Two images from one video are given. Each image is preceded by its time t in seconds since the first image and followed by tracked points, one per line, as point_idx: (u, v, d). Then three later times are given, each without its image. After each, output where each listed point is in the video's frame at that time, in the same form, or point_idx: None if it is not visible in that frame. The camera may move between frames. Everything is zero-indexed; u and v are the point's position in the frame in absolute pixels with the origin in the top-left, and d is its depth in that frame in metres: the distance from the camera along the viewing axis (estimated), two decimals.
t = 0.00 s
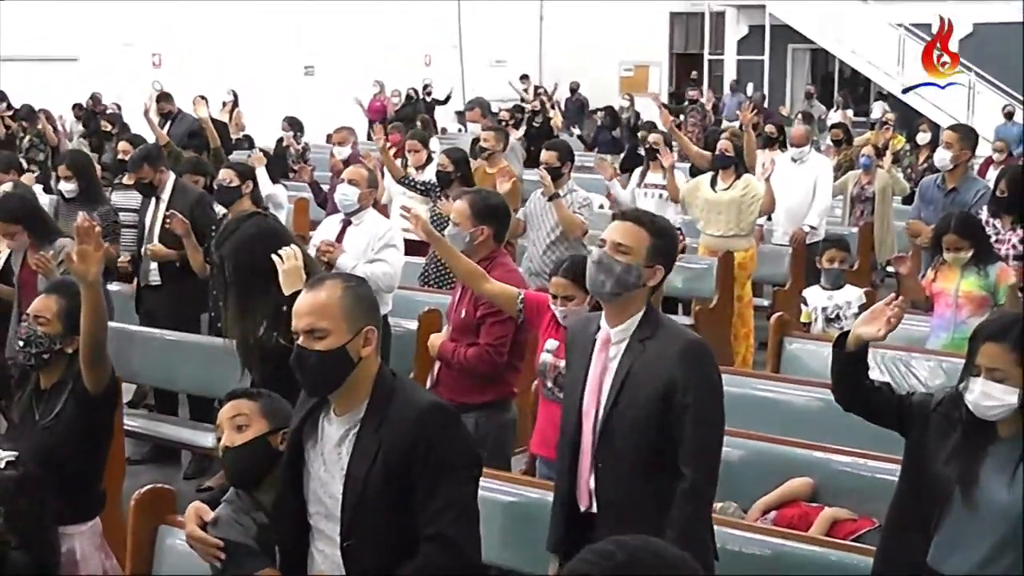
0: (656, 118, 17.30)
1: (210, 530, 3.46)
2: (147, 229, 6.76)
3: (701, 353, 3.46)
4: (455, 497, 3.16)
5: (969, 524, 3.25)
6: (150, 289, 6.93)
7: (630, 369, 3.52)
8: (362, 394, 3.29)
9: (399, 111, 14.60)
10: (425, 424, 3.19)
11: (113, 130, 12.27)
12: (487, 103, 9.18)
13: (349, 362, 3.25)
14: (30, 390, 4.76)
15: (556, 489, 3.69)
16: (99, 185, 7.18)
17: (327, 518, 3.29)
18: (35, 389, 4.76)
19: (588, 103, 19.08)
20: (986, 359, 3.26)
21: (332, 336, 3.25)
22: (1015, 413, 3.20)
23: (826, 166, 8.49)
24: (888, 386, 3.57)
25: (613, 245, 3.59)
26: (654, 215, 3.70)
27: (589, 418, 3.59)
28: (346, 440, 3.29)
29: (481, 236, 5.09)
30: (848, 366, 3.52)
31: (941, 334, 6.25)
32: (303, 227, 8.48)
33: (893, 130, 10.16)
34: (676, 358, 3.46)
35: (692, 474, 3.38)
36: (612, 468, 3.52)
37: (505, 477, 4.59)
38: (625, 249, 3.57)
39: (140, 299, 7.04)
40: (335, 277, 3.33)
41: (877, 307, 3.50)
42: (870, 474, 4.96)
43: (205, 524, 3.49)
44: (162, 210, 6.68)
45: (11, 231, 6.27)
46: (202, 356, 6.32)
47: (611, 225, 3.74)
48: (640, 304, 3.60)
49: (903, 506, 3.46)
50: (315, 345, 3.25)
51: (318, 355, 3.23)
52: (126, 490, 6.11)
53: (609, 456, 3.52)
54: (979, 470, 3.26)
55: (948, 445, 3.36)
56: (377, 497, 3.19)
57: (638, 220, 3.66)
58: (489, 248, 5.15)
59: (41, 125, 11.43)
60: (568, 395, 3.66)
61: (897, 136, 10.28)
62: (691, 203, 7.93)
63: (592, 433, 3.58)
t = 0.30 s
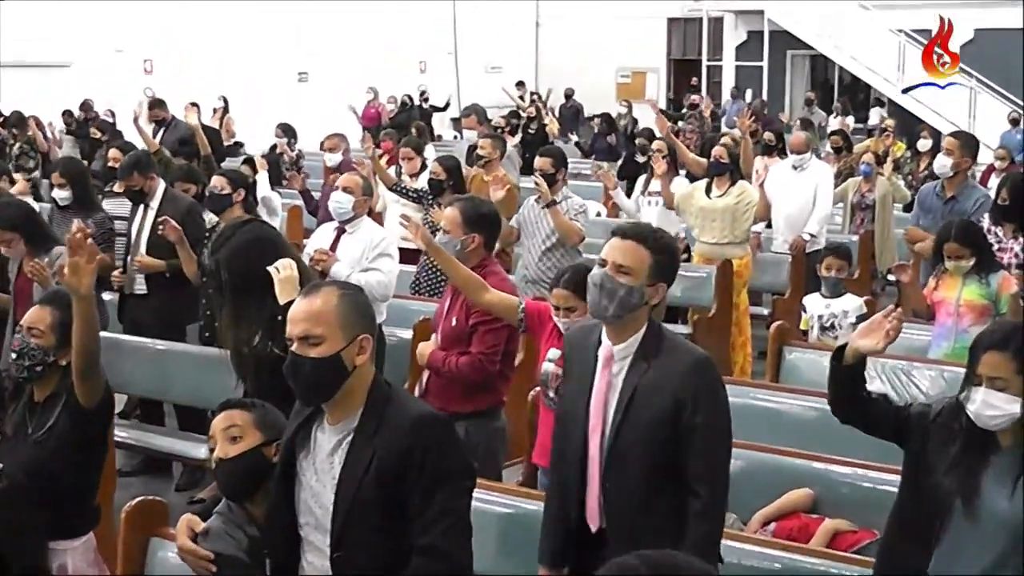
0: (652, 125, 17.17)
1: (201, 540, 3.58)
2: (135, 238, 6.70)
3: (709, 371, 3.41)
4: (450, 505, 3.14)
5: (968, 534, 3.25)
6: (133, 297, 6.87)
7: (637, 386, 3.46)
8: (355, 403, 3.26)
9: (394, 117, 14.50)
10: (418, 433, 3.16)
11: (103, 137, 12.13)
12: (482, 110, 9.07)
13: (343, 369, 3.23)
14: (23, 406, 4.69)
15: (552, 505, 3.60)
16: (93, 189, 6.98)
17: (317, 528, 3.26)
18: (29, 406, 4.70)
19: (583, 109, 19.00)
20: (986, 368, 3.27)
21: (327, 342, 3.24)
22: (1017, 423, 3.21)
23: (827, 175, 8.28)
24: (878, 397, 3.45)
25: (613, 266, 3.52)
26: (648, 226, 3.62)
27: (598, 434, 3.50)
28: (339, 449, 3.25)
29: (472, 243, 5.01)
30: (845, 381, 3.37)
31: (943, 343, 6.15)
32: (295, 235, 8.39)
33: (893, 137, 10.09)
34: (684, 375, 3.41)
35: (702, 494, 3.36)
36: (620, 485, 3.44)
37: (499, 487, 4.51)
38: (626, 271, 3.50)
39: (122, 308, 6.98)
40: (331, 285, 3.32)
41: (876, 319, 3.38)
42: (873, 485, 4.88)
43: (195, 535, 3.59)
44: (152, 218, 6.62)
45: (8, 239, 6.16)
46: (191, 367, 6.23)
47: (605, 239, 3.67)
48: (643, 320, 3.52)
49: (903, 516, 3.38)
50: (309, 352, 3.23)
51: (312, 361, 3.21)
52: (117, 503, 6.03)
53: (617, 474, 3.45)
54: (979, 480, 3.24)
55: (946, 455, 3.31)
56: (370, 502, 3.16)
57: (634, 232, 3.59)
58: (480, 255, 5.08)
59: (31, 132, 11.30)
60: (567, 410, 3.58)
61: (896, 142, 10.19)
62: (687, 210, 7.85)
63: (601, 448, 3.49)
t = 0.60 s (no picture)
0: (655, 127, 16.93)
1: (194, 554, 3.57)
2: (122, 243, 6.54)
3: (711, 374, 3.25)
4: (439, 522, 3.05)
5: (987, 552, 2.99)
6: (117, 302, 6.72)
7: (637, 389, 3.29)
8: (344, 416, 3.13)
9: (391, 118, 14.28)
10: (408, 454, 3.06)
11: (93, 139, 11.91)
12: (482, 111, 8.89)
13: (332, 379, 3.10)
14: (6, 413, 4.47)
15: (544, 506, 3.43)
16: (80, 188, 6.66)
17: (306, 543, 3.13)
18: (11, 411, 4.48)
19: (583, 110, 18.78)
20: (1003, 374, 3.03)
21: (314, 348, 3.11)
22: None
23: (839, 177, 8.21)
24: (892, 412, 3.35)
25: (614, 273, 3.35)
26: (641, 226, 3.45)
27: (595, 435, 3.34)
28: (327, 461, 3.12)
29: (463, 248, 4.82)
30: (852, 392, 3.30)
31: (956, 350, 5.89)
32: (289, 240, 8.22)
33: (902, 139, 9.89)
34: (686, 378, 3.25)
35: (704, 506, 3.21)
36: (621, 490, 3.28)
37: (497, 501, 4.36)
38: (627, 277, 3.33)
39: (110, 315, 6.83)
40: (322, 290, 3.19)
41: (881, 330, 3.30)
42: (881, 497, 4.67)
43: (189, 548, 3.58)
44: (139, 220, 6.45)
45: None
46: (177, 374, 6.04)
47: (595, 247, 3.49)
48: (643, 326, 3.34)
49: (915, 529, 3.16)
50: (298, 358, 3.10)
51: (300, 368, 3.08)
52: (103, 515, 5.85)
53: (617, 480, 3.28)
54: (996, 495, 2.99)
55: (960, 468, 3.09)
56: (355, 524, 3.05)
57: (629, 234, 3.41)
58: (471, 260, 4.89)
59: (19, 134, 11.08)
60: (563, 411, 3.41)
61: (906, 144, 9.98)
62: (686, 216, 7.64)
63: (597, 452, 3.33)
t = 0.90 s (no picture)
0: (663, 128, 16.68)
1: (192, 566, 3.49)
2: (116, 248, 6.32)
3: (704, 359, 3.07)
4: (428, 538, 2.91)
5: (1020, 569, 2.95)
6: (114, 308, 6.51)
7: (633, 384, 3.10)
8: (339, 426, 3.01)
9: (389, 120, 14.07)
10: (400, 465, 2.93)
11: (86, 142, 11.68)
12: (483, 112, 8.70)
13: (327, 387, 2.98)
14: None
15: (544, 511, 3.26)
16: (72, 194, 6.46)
17: (299, 556, 3.02)
18: None
19: (587, 111, 18.55)
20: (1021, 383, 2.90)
21: (310, 351, 2.99)
22: None
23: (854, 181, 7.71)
24: (907, 441, 3.25)
25: (591, 294, 3.16)
26: (617, 226, 3.23)
27: (590, 441, 3.13)
28: (322, 472, 3.00)
29: (459, 252, 4.65)
30: (863, 443, 3.15)
31: (972, 359, 5.70)
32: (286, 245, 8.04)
33: (916, 140, 9.68)
34: (678, 365, 3.06)
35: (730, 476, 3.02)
36: (625, 487, 3.09)
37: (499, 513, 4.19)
38: (602, 296, 3.14)
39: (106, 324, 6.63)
40: (324, 294, 3.09)
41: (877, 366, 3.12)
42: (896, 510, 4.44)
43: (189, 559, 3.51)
44: (132, 225, 6.24)
45: None
46: (166, 384, 5.83)
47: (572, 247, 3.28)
48: (628, 326, 3.14)
49: (946, 552, 3.14)
50: (292, 361, 2.99)
51: (295, 372, 2.97)
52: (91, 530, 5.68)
53: (621, 478, 3.10)
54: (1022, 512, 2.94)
55: (984, 485, 3.03)
56: (344, 537, 2.92)
57: (603, 237, 3.18)
58: (465, 265, 4.71)
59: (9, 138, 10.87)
60: (557, 410, 3.22)
61: (921, 146, 9.75)
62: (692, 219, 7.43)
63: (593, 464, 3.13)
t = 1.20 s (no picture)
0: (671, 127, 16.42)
1: None
2: (108, 252, 6.19)
3: (699, 363, 3.13)
4: (418, 551, 2.85)
5: None
6: (110, 314, 6.26)
7: (637, 392, 3.13)
8: (340, 431, 3.02)
9: (388, 120, 13.84)
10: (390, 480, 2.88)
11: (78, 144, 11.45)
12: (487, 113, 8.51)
13: (326, 390, 3.00)
14: None
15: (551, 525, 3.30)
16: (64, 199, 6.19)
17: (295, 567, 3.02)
18: None
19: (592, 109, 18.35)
20: None
21: (314, 355, 3.01)
22: None
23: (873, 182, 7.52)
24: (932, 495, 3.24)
25: (562, 302, 3.18)
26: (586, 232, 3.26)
27: (581, 455, 3.19)
28: (320, 482, 3.00)
29: (449, 255, 4.57)
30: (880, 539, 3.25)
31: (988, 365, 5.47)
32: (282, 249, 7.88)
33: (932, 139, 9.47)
34: (669, 367, 3.13)
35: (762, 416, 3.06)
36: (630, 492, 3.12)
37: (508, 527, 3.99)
38: (576, 303, 3.17)
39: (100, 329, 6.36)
40: (332, 301, 3.10)
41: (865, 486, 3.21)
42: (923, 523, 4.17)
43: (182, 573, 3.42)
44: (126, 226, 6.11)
45: None
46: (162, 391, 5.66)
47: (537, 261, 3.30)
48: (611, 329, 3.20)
49: None
50: (295, 361, 3.01)
51: (297, 372, 2.99)
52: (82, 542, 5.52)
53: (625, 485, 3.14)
54: None
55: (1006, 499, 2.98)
56: (339, 548, 2.90)
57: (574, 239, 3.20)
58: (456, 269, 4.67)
59: None
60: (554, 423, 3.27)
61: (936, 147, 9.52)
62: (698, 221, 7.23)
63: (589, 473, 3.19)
